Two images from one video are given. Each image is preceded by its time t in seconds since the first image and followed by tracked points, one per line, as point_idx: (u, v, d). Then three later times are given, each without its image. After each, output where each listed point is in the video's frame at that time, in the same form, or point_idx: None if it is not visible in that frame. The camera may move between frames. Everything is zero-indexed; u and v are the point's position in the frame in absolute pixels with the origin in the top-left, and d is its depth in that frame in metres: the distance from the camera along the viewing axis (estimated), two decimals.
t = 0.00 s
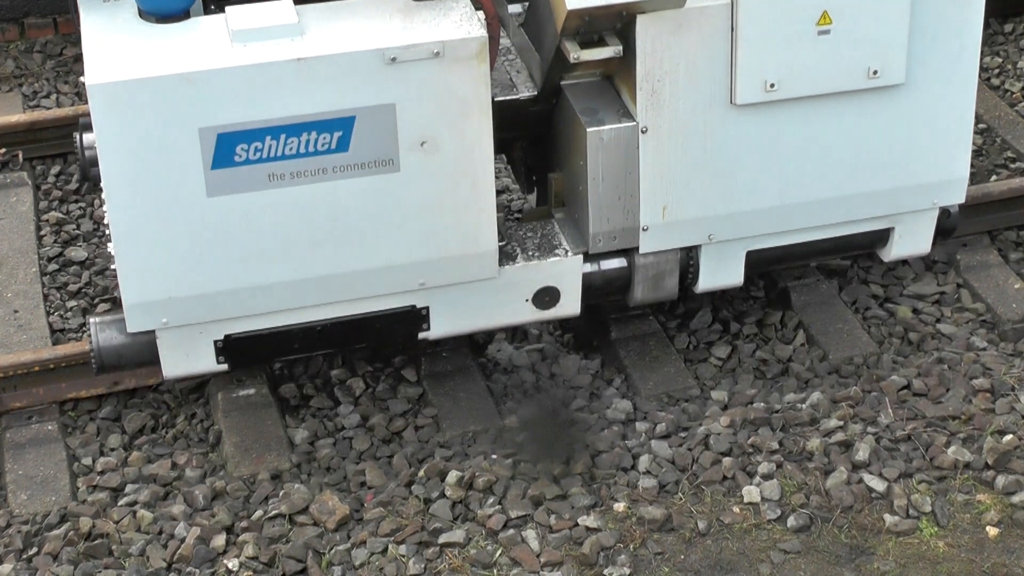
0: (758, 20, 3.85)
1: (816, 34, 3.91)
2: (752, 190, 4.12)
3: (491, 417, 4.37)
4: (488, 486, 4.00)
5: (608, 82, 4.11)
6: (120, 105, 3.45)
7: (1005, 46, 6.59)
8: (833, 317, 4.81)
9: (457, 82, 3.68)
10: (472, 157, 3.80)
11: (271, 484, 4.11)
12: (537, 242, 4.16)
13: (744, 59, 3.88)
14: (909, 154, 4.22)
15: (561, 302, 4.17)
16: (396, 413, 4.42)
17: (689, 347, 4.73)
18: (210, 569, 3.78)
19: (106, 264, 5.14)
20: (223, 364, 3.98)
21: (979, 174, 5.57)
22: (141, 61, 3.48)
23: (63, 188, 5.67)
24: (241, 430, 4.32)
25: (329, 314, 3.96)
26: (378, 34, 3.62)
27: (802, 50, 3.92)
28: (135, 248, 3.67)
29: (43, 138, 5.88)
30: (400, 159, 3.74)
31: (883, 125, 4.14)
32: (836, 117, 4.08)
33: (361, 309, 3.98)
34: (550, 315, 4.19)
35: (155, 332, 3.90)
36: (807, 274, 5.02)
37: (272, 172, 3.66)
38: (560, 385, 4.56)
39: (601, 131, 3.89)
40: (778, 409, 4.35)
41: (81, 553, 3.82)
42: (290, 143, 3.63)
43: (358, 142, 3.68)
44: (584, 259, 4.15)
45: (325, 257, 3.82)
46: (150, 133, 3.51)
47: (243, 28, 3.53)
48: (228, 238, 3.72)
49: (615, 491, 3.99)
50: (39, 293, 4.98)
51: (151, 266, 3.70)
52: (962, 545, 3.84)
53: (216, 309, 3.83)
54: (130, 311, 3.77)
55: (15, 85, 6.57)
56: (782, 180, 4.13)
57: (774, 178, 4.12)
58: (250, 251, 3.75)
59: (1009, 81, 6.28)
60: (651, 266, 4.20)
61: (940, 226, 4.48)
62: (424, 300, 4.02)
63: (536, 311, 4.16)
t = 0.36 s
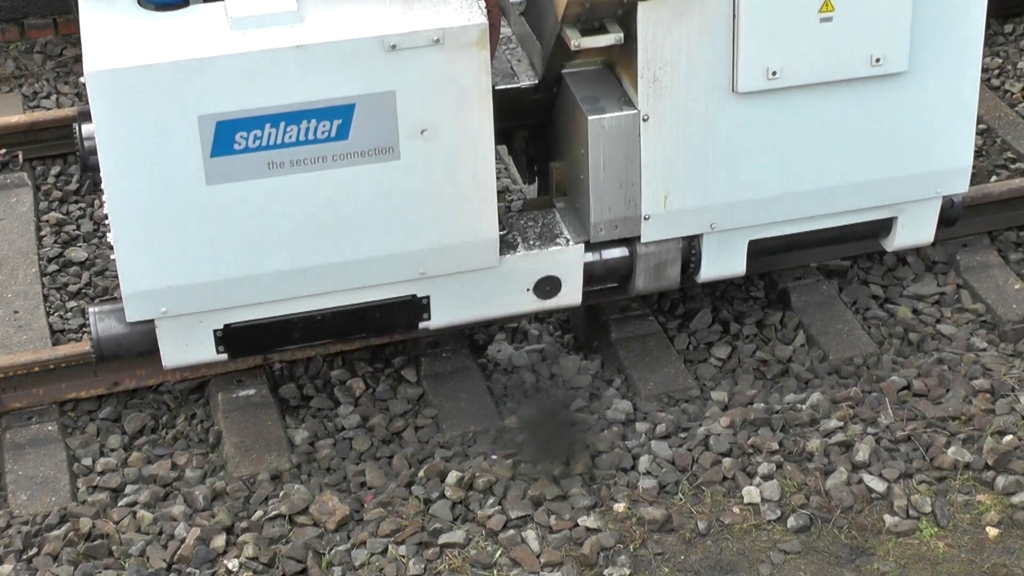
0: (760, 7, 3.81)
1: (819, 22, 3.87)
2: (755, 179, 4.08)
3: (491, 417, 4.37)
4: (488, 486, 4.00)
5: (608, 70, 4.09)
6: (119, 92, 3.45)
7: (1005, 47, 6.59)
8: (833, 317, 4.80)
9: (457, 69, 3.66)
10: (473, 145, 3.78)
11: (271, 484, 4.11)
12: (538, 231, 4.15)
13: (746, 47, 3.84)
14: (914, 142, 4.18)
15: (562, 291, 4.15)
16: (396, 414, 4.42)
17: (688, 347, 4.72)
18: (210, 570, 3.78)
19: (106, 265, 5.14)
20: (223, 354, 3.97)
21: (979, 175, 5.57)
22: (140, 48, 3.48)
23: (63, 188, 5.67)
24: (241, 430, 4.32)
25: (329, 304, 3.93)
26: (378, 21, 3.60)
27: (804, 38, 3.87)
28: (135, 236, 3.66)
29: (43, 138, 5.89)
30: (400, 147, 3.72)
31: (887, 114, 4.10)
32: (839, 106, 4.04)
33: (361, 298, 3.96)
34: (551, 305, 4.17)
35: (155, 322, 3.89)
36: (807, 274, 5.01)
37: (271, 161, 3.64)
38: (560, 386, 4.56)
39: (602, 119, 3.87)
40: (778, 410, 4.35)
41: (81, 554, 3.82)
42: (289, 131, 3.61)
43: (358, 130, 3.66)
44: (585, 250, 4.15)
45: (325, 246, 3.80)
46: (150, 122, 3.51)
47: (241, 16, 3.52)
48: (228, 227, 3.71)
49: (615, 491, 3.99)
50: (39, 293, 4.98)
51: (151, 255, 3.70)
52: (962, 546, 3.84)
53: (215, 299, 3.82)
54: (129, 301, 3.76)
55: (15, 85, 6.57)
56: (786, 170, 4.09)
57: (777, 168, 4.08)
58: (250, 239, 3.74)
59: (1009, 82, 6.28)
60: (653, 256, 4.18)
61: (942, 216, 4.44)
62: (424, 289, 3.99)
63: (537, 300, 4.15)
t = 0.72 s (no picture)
0: None
1: (821, 9, 3.85)
2: (757, 168, 4.07)
3: (491, 417, 4.37)
4: (488, 487, 4.00)
5: (609, 59, 4.08)
6: (117, 79, 3.41)
7: (1005, 48, 6.59)
8: (834, 317, 4.80)
9: (459, 56, 3.62)
10: (474, 133, 3.75)
11: (272, 485, 4.11)
12: (540, 221, 4.13)
13: (748, 34, 3.82)
14: (916, 130, 4.16)
15: (564, 280, 4.14)
16: (397, 415, 4.43)
17: (688, 348, 4.72)
18: (210, 570, 3.78)
19: (106, 265, 5.14)
20: (222, 344, 3.94)
21: (979, 175, 5.57)
22: (139, 36, 3.44)
23: (63, 189, 5.67)
24: (241, 430, 4.32)
25: (330, 293, 3.92)
26: (379, 7, 3.56)
27: (807, 25, 3.85)
28: (134, 225, 3.64)
29: (43, 139, 5.89)
30: (401, 134, 3.69)
31: (890, 102, 4.08)
32: (841, 94, 4.02)
33: (362, 288, 3.94)
34: (554, 294, 4.15)
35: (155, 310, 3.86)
36: (807, 274, 5.01)
37: (272, 148, 3.62)
38: (560, 386, 4.57)
39: (604, 107, 3.85)
40: (779, 410, 4.35)
41: (82, 554, 3.82)
42: (290, 119, 3.58)
43: (359, 118, 3.63)
44: (586, 239, 4.14)
45: (326, 234, 3.78)
46: (149, 109, 3.47)
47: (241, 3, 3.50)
48: (228, 215, 3.68)
49: (616, 491, 3.99)
50: (39, 294, 4.97)
51: (150, 243, 3.68)
52: (962, 546, 3.84)
53: (215, 287, 3.80)
54: (128, 289, 3.74)
55: (16, 86, 6.57)
56: (788, 158, 4.08)
57: (779, 156, 4.07)
58: (250, 228, 3.71)
59: (1010, 82, 6.29)
60: (656, 245, 4.17)
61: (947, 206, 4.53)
62: (425, 279, 3.98)
63: (540, 290, 4.13)
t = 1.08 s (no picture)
0: None
1: None
2: (756, 156, 4.04)
3: (491, 417, 4.37)
4: (488, 486, 4.00)
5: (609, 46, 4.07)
6: (117, 64, 3.40)
7: (1005, 47, 6.60)
8: (834, 317, 4.80)
9: (459, 43, 3.62)
10: (473, 120, 3.74)
11: (271, 485, 4.11)
12: (539, 209, 4.11)
13: (749, 21, 3.81)
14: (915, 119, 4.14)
15: (564, 270, 4.12)
16: (396, 415, 4.42)
17: (687, 347, 4.71)
18: (210, 571, 3.78)
19: (106, 266, 5.14)
20: (221, 333, 3.93)
21: (978, 175, 5.57)
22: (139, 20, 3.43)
23: (63, 189, 5.67)
24: (240, 430, 4.32)
25: (329, 281, 3.90)
26: None
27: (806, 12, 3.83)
28: (132, 211, 3.62)
29: (43, 139, 5.89)
30: (400, 121, 3.68)
31: (892, 89, 4.07)
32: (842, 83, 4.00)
33: (362, 276, 3.92)
34: (552, 284, 4.13)
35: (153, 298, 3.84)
36: (807, 274, 5.01)
37: (271, 135, 3.61)
38: (560, 386, 4.57)
39: (604, 95, 3.84)
40: (778, 410, 4.35)
41: (81, 554, 3.82)
42: (289, 105, 3.57)
43: (358, 104, 3.62)
44: (586, 228, 4.11)
45: (324, 221, 3.77)
46: (148, 94, 3.46)
47: None
48: (227, 202, 3.67)
49: (616, 491, 3.99)
50: (39, 294, 4.97)
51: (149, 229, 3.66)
52: (962, 546, 3.84)
53: (213, 275, 3.78)
54: (127, 275, 3.72)
55: (15, 86, 6.57)
56: (788, 146, 4.06)
57: (779, 145, 4.04)
58: (249, 214, 3.70)
59: (1009, 82, 6.29)
60: (656, 233, 4.13)
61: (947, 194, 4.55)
62: (426, 267, 3.96)
63: (539, 279, 4.11)
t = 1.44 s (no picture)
0: None
1: None
2: (762, 145, 3.93)
3: (491, 417, 4.37)
4: (488, 486, 4.01)
5: (612, 33, 3.96)
6: (112, 47, 3.30)
7: (1005, 48, 6.60)
8: (834, 317, 4.81)
9: (460, 27, 3.52)
10: (475, 107, 3.65)
11: (271, 484, 4.10)
12: (540, 197, 4.00)
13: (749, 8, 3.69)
14: (924, 108, 4.03)
15: (564, 258, 4.01)
16: (396, 414, 4.42)
17: (688, 347, 4.72)
18: (210, 570, 3.78)
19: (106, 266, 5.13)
20: (219, 320, 3.81)
21: (979, 175, 5.56)
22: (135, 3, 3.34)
23: (63, 189, 5.67)
24: (241, 430, 4.32)
25: (326, 267, 3.78)
26: None
27: None
28: (128, 196, 3.52)
29: (43, 139, 5.89)
30: (400, 107, 3.58)
31: (900, 77, 3.95)
32: (849, 71, 3.89)
33: (359, 263, 3.81)
34: (552, 272, 4.02)
35: (150, 286, 3.73)
36: (807, 274, 5.01)
37: (270, 120, 3.51)
38: (560, 386, 4.57)
39: (605, 82, 3.72)
40: (779, 410, 4.35)
41: (82, 554, 3.82)
42: (288, 90, 3.48)
43: (358, 89, 3.52)
44: (586, 217, 4.00)
45: (322, 209, 3.66)
46: (145, 78, 3.37)
47: None
48: (224, 188, 3.56)
49: (616, 491, 3.99)
50: (39, 293, 4.96)
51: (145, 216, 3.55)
52: (962, 546, 3.84)
53: (211, 262, 3.67)
54: (123, 263, 3.62)
55: (16, 86, 6.57)
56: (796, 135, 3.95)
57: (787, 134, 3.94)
58: (246, 201, 3.59)
59: (1010, 82, 6.29)
60: (656, 222, 4.02)
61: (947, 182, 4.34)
62: (425, 254, 3.85)
63: (539, 267, 4.00)
